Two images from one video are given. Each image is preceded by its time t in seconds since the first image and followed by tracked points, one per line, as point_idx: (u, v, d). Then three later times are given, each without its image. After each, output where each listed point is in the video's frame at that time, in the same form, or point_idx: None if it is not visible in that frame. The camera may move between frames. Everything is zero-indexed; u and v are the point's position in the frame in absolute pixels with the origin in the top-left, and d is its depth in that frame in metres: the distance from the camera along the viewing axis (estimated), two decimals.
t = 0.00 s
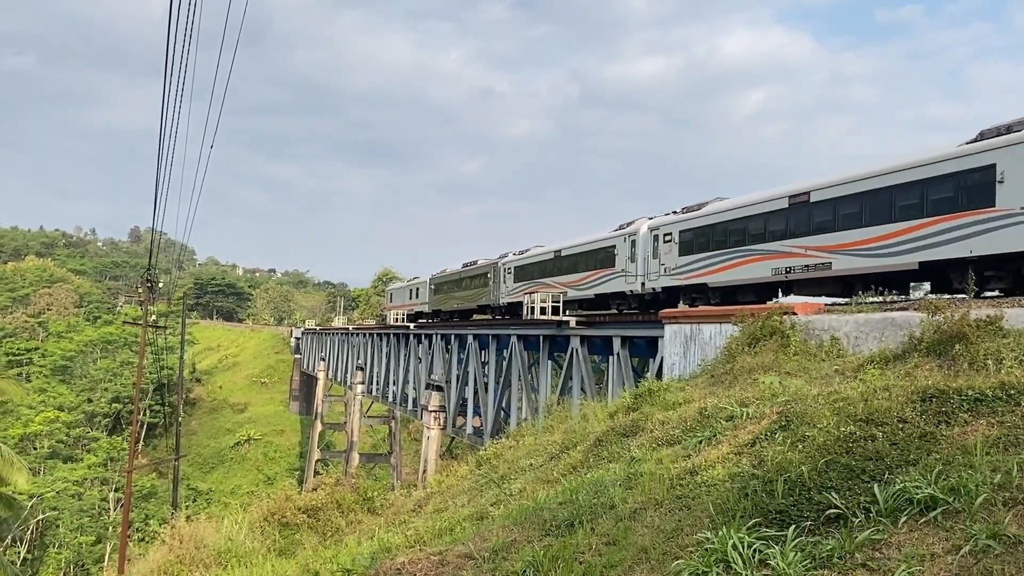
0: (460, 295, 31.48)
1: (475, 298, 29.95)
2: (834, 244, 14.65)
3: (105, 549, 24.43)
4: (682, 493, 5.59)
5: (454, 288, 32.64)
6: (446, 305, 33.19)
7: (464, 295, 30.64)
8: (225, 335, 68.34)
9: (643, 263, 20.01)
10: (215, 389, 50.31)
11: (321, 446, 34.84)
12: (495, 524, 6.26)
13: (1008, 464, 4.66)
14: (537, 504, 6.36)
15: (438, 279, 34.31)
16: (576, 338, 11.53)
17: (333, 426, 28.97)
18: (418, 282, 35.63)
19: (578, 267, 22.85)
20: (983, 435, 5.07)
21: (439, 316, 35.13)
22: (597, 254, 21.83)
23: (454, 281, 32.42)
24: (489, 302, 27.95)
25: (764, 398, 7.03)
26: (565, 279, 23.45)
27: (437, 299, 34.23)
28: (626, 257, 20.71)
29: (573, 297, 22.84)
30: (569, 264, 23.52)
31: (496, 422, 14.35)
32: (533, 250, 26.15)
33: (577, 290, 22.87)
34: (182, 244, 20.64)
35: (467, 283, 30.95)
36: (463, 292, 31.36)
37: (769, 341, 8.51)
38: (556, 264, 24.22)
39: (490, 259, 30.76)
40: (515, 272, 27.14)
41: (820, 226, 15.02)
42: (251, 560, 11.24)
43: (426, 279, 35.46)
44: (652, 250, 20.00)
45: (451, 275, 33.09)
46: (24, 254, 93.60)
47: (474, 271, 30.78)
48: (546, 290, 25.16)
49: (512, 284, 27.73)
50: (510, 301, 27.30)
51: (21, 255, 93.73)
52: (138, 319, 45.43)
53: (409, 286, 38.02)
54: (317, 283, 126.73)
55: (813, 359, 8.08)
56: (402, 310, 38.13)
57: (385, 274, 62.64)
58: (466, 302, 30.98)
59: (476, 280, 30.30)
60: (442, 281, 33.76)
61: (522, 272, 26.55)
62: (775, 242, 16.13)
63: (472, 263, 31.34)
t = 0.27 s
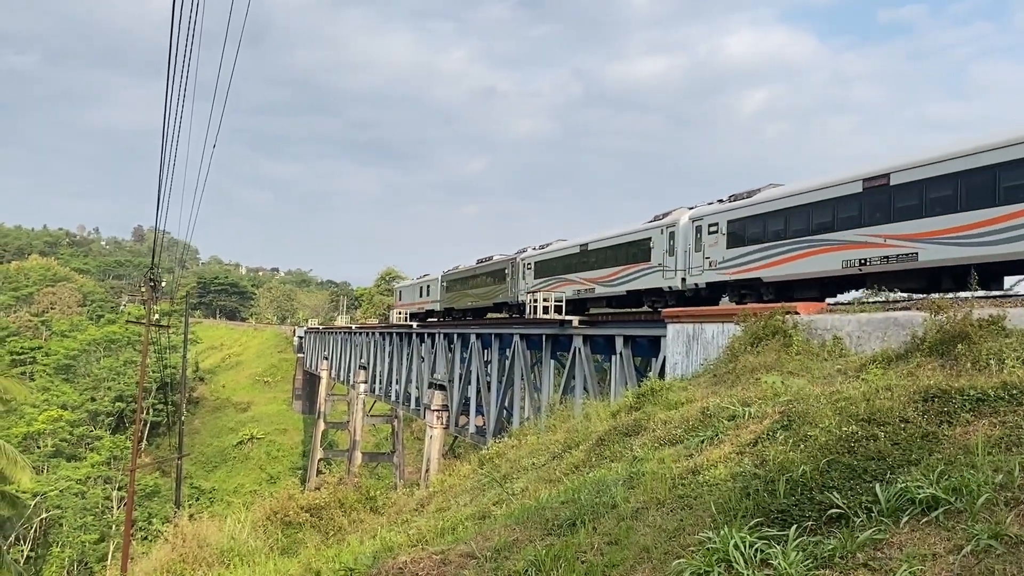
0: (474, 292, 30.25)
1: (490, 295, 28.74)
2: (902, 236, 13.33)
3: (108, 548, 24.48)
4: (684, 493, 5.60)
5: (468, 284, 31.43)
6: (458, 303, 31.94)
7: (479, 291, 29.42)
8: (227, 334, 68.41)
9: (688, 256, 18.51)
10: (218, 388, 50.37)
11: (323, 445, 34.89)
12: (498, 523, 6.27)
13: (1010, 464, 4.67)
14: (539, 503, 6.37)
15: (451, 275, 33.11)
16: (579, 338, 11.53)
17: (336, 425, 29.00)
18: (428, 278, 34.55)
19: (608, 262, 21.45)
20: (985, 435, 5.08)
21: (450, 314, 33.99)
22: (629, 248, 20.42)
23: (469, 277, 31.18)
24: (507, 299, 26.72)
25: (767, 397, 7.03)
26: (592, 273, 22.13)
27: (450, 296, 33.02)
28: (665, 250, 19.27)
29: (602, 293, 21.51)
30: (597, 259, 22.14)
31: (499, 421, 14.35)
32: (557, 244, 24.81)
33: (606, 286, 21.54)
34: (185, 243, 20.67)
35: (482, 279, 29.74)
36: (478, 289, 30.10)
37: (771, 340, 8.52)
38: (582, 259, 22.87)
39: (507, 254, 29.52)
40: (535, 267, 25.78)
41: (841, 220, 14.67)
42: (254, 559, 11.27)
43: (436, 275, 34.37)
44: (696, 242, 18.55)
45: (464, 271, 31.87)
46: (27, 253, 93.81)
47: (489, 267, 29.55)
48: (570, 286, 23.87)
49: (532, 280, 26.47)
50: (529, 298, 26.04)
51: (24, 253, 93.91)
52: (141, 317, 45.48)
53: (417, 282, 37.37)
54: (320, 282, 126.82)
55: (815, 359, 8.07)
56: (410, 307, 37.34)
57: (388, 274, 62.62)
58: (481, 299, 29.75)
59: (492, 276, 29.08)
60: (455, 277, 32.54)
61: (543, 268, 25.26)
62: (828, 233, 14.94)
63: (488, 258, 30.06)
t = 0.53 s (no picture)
0: (490, 290, 29.33)
1: (507, 293, 27.84)
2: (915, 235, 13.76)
3: (110, 547, 24.52)
4: (686, 493, 5.59)
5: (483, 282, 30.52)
6: (473, 301, 31.07)
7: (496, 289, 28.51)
8: (230, 334, 68.49)
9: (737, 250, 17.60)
10: (220, 387, 50.43)
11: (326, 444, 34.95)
12: (500, 523, 6.27)
13: (1013, 464, 4.68)
14: (541, 502, 6.36)
15: (465, 272, 32.18)
16: (581, 337, 11.52)
17: (338, 425, 29.01)
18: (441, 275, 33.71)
19: (646, 256, 20.48)
20: (987, 436, 5.08)
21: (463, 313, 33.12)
22: (669, 241, 19.51)
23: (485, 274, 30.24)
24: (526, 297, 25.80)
25: (769, 398, 7.02)
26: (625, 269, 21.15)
27: (463, 295, 32.11)
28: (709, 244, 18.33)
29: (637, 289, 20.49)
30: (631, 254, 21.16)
31: (501, 421, 14.36)
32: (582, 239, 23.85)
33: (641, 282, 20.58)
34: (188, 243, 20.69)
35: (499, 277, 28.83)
36: (494, 286, 29.19)
37: (774, 340, 8.52)
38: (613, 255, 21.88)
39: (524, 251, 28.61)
40: (558, 263, 24.87)
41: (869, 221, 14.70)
42: (256, 558, 11.28)
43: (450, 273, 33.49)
44: (747, 235, 17.60)
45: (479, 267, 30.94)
46: (30, 252, 93.97)
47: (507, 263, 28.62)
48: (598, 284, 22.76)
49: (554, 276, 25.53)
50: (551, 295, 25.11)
51: (27, 253, 94.09)
52: (143, 316, 45.54)
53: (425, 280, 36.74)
54: (322, 281, 126.96)
55: (818, 359, 8.07)
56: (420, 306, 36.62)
57: (390, 273, 62.65)
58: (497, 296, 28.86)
59: (509, 273, 28.17)
60: (470, 275, 31.61)
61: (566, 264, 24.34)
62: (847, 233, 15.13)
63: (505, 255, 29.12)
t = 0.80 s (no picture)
0: (508, 287, 28.32)
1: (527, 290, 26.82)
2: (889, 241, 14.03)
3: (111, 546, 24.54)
4: (687, 493, 5.59)
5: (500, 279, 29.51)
6: (487, 299, 30.16)
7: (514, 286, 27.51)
8: (231, 333, 68.52)
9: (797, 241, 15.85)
10: (221, 386, 50.46)
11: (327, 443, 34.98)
12: (502, 523, 6.26)
13: (1014, 465, 4.68)
14: (542, 502, 6.36)
15: (480, 269, 31.14)
16: (582, 337, 11.52)
17: (339, 424, 29.00)
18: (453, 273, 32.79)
19: (687, 249, 18.98)
20: (988, 437, 5.07)
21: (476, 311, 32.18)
22: (714, 233, 17.97)
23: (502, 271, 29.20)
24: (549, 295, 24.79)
25: (770, 398, 7.02)
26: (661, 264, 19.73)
27: (479, 293, 31.08)
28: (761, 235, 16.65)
29: (677, 286, 19.01)
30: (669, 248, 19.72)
31: (502, 421, 14.35)
32: (611, 232, 22.51)
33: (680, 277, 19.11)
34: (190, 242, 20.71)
35: (517, 274, 27.82)
36: (512, 283, 28.16)
37: (775, 340, 8.52)
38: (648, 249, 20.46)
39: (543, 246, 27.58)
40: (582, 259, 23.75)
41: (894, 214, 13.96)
42: (257, 558, 11.28)
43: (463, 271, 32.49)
44: (809, 224, 15.80)
45: (495, 264, 29.92)
46: (31, 251, 94.05)
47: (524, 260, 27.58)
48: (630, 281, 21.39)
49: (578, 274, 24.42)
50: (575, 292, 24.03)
51: (28, 252, 94.15)
52: (145, 316, 45.55)
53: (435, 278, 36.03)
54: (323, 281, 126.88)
55: (819, 359, 8.06)
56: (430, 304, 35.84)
57: (391, 273, 62.57)
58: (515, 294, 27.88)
59: (528, 269, 27.16)
60: (485, 273, 30.60)
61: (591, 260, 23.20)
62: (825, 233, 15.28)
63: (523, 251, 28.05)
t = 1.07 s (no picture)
0: (525, 285, 27.08)
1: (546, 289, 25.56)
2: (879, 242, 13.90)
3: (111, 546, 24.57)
4: (687, 494, 5.58)
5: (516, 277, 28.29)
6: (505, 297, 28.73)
7: (533, 284, 26.23)
8: (231, 333, 68.53)
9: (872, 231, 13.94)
10: (221, 386, 50.48)
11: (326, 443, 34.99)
12: (501, 523, 6.26)
13: (1014, 466, 4.69)
14: (541, 503, 6.35)
15: (495, 267, 29.91)
16: (582, 338, 11.52)
17: (339, 424, 28.99)
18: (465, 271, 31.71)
19: (731, 242, 17.31)
20: (988, 438, 5.08)
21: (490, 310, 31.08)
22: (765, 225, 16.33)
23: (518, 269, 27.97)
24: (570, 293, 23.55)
25: (770, 398, 7.03)
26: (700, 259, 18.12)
27: (494, 291, 29.87)
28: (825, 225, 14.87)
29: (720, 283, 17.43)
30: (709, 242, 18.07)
31: (502, 421, 14.35)
32: (639, 226, 21.01)
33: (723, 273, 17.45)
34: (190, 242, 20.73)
35: (534, 271, 26.58)
36: (530, 281, 26.91)
37: (775, 340, 8.52)
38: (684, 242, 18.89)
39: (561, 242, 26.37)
40: (607, 255, 22.33)
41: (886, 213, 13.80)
42: (258, 557, 11.29)
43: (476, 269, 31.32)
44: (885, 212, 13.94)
45: (511, 261, 28.68)
46: (32, 250, 94.11)
47: (543, 256, 26.37)
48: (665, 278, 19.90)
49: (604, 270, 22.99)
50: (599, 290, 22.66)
51: (28, 251, 94.17)
52: (145, 315, 45.57)
53: (444, 276, 35.23)
54: (322, 281, 126.82)
55: (819, 360, 8.06)
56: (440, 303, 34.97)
57: (391, 273, 62.51)
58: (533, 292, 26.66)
59: (546, 266, 25.91)
60: (501, 270, 29.39)
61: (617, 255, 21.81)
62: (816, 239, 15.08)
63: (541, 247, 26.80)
